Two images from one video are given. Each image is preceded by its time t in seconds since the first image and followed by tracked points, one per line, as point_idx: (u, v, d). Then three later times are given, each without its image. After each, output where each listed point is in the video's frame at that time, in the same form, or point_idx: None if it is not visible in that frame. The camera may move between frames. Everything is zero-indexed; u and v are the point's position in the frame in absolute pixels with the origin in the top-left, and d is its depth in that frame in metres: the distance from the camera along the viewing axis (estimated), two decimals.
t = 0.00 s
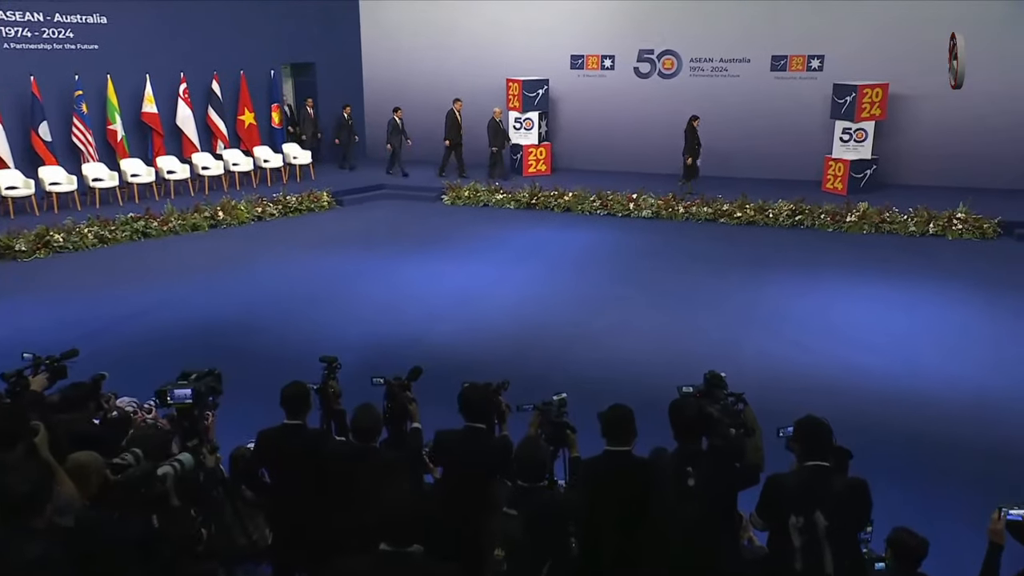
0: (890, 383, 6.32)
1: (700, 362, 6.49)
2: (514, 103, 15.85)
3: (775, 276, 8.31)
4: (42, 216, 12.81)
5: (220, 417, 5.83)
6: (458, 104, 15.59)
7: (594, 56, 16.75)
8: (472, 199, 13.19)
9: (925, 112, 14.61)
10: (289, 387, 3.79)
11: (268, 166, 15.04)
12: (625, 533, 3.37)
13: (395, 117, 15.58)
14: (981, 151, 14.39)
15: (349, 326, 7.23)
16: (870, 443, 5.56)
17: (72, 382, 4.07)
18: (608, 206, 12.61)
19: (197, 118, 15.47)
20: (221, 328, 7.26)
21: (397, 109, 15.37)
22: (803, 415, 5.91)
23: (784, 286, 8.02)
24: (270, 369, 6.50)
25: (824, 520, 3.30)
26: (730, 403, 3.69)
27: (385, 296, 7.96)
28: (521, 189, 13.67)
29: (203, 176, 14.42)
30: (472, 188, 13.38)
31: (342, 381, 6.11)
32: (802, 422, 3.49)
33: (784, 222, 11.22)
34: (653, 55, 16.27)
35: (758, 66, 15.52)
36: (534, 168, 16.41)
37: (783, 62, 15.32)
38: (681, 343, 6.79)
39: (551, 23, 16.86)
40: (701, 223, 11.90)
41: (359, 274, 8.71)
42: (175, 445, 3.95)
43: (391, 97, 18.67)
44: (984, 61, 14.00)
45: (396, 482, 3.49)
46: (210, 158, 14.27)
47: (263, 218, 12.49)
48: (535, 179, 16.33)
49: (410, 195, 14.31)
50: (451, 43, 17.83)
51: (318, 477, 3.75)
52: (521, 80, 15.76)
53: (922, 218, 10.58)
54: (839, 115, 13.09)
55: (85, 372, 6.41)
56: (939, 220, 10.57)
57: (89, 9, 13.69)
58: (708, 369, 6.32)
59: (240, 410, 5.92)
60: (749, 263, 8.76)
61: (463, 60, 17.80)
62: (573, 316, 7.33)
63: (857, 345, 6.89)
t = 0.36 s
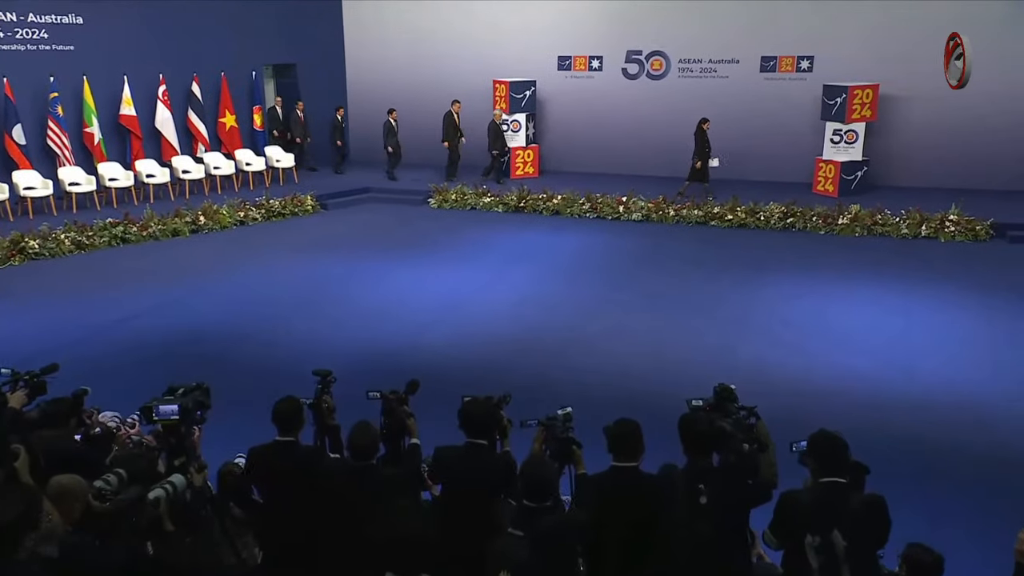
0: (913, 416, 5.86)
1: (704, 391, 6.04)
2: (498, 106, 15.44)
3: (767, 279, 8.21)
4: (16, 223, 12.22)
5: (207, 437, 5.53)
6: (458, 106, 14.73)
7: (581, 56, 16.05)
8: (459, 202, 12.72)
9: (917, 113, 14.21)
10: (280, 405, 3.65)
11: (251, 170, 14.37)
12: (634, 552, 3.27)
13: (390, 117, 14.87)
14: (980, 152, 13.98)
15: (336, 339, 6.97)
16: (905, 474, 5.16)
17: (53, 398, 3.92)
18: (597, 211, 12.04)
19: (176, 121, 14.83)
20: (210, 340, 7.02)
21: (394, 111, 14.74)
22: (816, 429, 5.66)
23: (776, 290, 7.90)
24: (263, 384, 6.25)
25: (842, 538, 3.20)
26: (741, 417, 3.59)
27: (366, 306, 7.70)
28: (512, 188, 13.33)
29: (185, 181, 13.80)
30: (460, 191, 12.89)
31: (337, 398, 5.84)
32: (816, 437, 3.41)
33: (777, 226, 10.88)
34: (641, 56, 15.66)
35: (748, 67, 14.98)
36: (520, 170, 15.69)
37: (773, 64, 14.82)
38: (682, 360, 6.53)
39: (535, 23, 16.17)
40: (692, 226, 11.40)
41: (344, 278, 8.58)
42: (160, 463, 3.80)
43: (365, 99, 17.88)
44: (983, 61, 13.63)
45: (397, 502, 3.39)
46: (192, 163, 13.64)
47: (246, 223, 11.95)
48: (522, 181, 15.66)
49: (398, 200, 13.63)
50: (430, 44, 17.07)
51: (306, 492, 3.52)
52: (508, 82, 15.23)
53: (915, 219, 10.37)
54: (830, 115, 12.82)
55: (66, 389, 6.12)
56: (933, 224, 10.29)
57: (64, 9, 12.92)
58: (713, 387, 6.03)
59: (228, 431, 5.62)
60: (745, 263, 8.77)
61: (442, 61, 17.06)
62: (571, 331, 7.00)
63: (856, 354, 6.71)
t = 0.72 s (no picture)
0: (933, 427, 5.66)
1: (715, 405, 5.82)
2: (490, 104, 15.02)
3: (767, 282, 8.09)
4: None
5: (197, 450, 5.31)
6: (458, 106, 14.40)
7: (572, 56, 15.88)
8: (450, 204, 12.55)
9: (913, 113, 14.03)
10: (274, 418, 3.47)
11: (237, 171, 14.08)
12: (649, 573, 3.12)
13: (391, 118, 14.05)
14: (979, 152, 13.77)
15: (335, 343, 6.85)
16: (927, 487, 4.97)
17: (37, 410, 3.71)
18: (591, 211, 11.92)
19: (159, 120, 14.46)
20: (200, 350, 6.81)
21: (391, 111, 14.17)
22: (832, 440, 5.46)
23: (770, 291, 7.85)
24: (256, 394, 6.05)
25: (864, 557, 3.08)
26: (757, 428, 3.43)
27: (353, 310, 7.56)
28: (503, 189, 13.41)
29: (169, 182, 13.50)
30: (450, 193, 12.73)
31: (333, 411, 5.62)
32: (834, 449, 3.28)
33: (773, 227, 10.75)
34: (634, 55, 15.50)
35: (743, 66, 14.79)
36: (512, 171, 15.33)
37: (766, 62, 14.64)
38: (689, 368, 6.36)
39: (527, 21, 15.94)
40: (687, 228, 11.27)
41: (335, 284, 8.40)
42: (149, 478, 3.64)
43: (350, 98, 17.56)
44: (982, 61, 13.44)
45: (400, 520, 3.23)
46: (176, 164, 13.35)
47: (231, 226, 11.73)
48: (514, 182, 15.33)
49: (386, 201, 13.40)
50: (420, 44, 16.81)
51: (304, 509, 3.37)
52: (498, 80, 14.92)
53: (913, 220, 10.26)
54: (826, 115, 12.63)
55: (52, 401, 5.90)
56: (931, 224, 10.18)
57: (43, 6, 12.55)
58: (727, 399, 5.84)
59: (221, 445, 5.39)
60: (742, 266, 8.61)
61: (430, 60, 16.81)
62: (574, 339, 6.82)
63: (855, 356, 6.64)
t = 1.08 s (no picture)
0: (956, 437, 5.43)
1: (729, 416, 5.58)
2: (481, 103, 14.47)
3: (766, 281, 8.04)
4: None
5: (189, 461, 5.10)
6: (459, 104, 13.92)
7: (565, 54, 15.38)
8: (441, 205, 12.39)
9: (910, 111, 13.65)
10: (271, 431, 3.32)
11: (223, 172, 13.74)
12: None
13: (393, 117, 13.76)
14: (980, 151, 13.41)
15: (330, 344, 6.78)
16: (951, 495, 4.79)
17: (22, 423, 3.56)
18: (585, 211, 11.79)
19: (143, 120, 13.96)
20: (191, 357, 6.61)
21: (394, 112, 13.87)
22: (847, 448, 5.31)
23: (767, 292, 7.73)
24: (250, 402, 5.86)
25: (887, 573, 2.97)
26: (774, 439, 3.32)
27: (347, 309, 7.54)
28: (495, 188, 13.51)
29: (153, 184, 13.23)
30: (441, 193, 12.57)
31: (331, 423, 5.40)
32: (854, 462, 3.15)
33: (771, 227, 10.66)
34: (627, 53, 15.02)
35: (737, 65, 14.36)
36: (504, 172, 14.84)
37: (761, 60, 14.21)
38: (695, 373, 6.20)
39: (519, 18, 15.46)
40: (682, 228, 11.16)
41: (326, 287, 8.23)
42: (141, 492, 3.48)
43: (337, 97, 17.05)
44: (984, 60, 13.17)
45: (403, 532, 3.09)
46: (160, 165, 13.10)
47: (218, 228, 11.53)
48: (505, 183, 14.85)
49: (375, 200, 13.23)
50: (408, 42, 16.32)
51: (302, 522, 3.23)
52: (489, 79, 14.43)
53: (910, 220, 10.18)
54: (822, 113, 12.38)
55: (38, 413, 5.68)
56: (930, 224, 10.13)
57: (23, 3, 12.12)
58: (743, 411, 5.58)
59: (214, 457, 5.18)
60: (736, 268, 8.48)
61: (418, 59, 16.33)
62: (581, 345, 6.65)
63: (854, 355, 6.57)
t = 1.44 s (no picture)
0: (988, 454, 5.14)
1: (751, 433, 5.26)
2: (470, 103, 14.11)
3: (766, 285, 7.88)
4: None
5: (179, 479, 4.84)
6: (466, 105, 13.53)
7: (556, 53, 14.75)
8: (430, 208, 12.22)
9: (908, 111, 13.07)
10: (269, 450, 3.11)
11: (205, 174, 13.41)
12: None
13: (391, 120, 13.50)
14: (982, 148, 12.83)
15: (324, 351, 6.56)
16: (982, 510, 4.58)
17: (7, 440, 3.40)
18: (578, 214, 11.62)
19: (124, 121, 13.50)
20: (183, 366, 6.37)
21: (393, 112, 13.62)
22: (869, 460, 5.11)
23: (766, 299, 7.54)
24: (245, 415, 5.60)
25: None
26: (800, 455, 3.16)
27: (341, 314, 7.37)
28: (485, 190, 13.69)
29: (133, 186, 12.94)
30: (430, 195, 12.38)
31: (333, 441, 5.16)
32: (885, 479, 3.00)
33: (768, 230, 10.55)
34: (619, 52, 14.41)
35: (731, 65, 13.75)
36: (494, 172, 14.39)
37: (756, 60, 13.61)
38: (708, 386, 5.97)
39: (510, 15, 14.83)
40: (677, 231, 11.01)
41: (317, 292, 8.01)
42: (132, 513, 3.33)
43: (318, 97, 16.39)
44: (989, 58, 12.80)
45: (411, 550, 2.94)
46: (140, 167, 12.81)
47: (201, 232, 11.27)
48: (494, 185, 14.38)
49: (364, 204, 12.99)
50: (394, 42, 15.75)
51: (301, 541, 3.07)
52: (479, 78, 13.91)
53: (909, 221, 10.07)
54: (818, 113, 12.16)
55: (22, 427, 5.43)
56: (929, 225, 10.01)
57: None
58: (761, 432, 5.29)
59: (207, 471, 4.95)
60: (735, 272, 8.32)
61: (401, 59, 15.77)
62: (595, 355, 6.43)
63: (862, 362, 6.42)
